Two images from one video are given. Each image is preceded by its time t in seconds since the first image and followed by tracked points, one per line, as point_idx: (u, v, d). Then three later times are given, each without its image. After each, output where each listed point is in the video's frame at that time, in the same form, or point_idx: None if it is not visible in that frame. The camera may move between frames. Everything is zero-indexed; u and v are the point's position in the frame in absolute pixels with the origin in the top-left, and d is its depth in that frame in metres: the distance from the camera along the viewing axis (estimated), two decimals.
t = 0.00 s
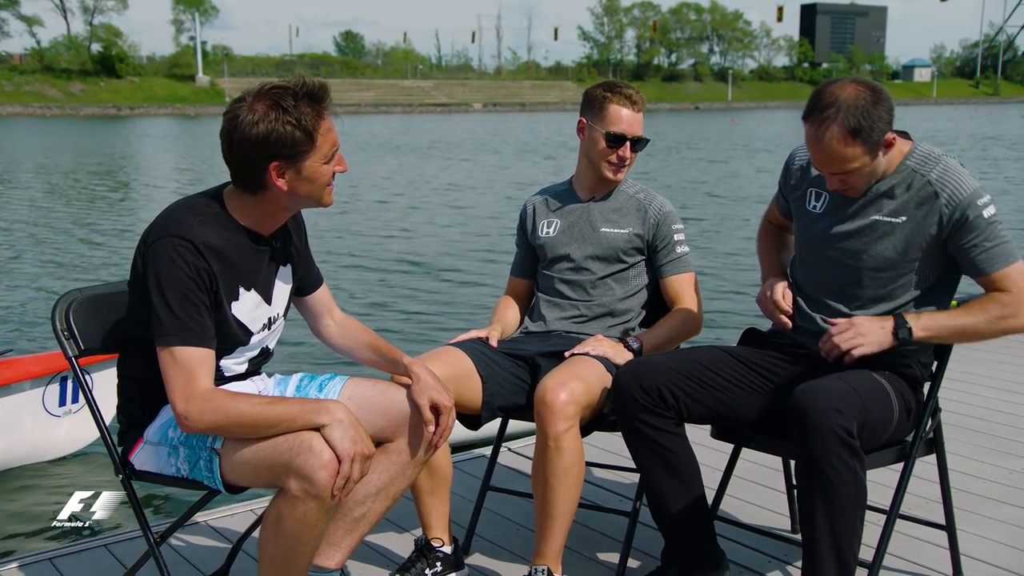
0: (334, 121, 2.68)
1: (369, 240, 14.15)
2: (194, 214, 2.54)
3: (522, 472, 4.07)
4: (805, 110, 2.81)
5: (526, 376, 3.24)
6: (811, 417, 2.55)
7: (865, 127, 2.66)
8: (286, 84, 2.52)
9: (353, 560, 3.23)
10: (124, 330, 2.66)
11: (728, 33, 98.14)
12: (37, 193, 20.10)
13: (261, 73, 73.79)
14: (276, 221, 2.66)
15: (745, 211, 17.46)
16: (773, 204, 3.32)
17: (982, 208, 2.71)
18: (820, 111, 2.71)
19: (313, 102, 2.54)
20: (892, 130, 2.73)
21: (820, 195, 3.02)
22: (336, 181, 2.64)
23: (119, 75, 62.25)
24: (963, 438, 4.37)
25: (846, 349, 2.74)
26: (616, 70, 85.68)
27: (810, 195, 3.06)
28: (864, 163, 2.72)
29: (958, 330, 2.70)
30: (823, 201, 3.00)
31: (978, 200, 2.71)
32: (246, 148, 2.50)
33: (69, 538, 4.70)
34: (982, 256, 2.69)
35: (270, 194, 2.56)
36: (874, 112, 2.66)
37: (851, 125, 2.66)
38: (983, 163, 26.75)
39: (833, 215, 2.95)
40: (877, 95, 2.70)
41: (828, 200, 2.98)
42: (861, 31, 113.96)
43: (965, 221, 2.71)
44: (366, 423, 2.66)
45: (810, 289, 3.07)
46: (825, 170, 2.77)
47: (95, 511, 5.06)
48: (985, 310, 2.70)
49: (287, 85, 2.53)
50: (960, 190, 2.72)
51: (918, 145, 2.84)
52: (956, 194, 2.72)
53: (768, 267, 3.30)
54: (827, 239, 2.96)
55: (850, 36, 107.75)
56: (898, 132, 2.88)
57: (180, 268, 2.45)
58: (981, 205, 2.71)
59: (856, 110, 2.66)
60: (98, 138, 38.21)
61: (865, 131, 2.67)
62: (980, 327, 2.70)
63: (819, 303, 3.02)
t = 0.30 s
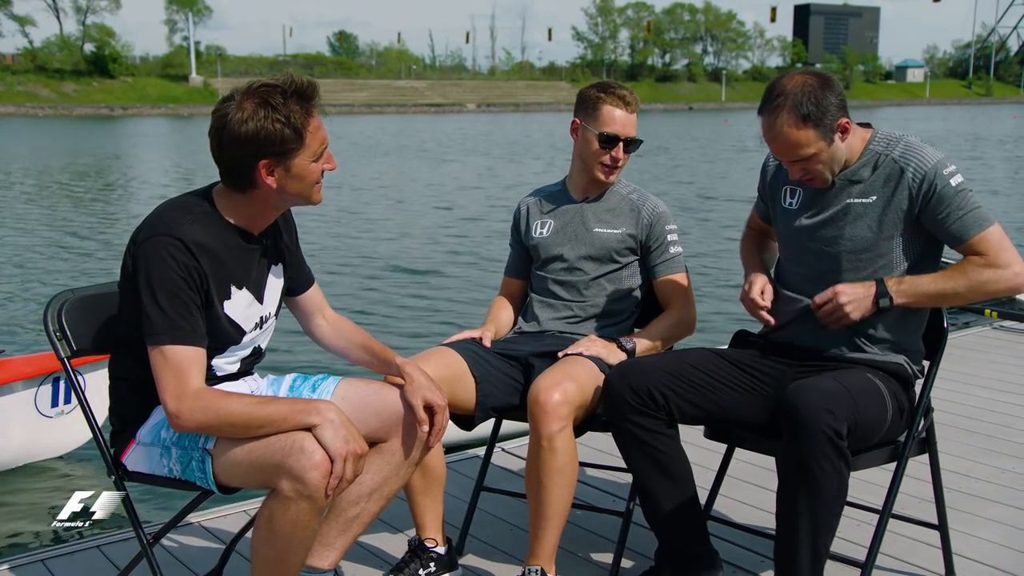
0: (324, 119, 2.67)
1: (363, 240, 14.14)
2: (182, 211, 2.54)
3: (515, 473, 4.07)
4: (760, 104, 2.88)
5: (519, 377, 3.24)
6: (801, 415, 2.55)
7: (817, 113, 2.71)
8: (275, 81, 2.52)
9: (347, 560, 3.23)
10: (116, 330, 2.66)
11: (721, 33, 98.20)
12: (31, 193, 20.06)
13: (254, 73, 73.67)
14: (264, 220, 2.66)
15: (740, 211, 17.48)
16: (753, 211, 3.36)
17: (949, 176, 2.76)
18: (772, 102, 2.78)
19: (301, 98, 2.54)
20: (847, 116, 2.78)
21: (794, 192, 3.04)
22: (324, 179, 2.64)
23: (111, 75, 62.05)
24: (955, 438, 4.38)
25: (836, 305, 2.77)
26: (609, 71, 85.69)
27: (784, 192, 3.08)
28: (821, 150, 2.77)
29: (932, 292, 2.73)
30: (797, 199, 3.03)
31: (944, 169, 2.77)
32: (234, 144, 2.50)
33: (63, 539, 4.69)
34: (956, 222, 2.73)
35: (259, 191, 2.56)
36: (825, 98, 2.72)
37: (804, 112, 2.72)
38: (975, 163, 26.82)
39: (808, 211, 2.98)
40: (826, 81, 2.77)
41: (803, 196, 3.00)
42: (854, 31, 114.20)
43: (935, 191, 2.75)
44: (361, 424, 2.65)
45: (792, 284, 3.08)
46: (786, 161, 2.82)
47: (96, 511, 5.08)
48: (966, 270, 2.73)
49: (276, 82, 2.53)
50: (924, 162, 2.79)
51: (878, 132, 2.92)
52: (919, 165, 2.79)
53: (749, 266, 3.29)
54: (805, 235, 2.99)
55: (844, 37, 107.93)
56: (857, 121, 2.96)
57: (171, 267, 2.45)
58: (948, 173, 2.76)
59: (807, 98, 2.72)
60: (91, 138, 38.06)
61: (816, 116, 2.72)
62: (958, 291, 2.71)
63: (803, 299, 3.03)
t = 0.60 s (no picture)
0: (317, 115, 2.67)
1: (358, 240, 14.13)
2: (175, 210, 2.54)
3: (510, 473, 4.07)
4: (746, 106, 2.87)
5: (514, 376, 3.24)
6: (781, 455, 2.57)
7: (803, 117, 2.71)
8: (268, 78, 2.52)
9: (342, 560, 3.23)
10: (110, 330, 2.65)
11: (717, 32, 98.17)
12: (25, 193, 20.01)
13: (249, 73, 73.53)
14: (256, 218, 2.65)
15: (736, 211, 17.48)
16: (738, 210, 3.34)
17: (939, 169, 2.77)
18: (758, 106, 2.77)
19: (291, 96, 2.54)
20: (833, 118, 2.77)
21: (784, 190, 3.05)
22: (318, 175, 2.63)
23: (106, 75, 61.97)
24: (951, 437, 4.38)
25: (830, 250, 2.77)
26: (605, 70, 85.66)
27: (774, 190, 3.09)
28: (807, 153, 2.76)
29: (933, 265, 2.72)
30: (788, 197, 3.04)
31: (934, 162, 2.77)
32: (228, 142, 2.49)
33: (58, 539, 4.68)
34: (951, 213, 2.75)
35: (254, 188, 2.56)
36: (811, 101, 2.71)
37: (789, 116, 2.71)
38: (970, 163, 26.84)
39: (799, 210, 2.99)
40: (812, 84, 2.76)
41: (793, 194, 3.01)
42: (850, 30, 114.32)
43: (927, 185, 2.76)
44: (357, 425, 2.65)
45: (781, 283, 3.09)
46: (774, 164, 2.81)
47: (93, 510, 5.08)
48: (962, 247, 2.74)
49: (269, 79, 2.53)
50: (914, 158, 2.79)
51: (867, 129, 2.91)
52: (909, 161, 2.79)
53: (733, 275, 3.30)
54: (797, 233, 3.00)
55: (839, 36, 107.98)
56: (845, 118, 2.95)
57: (166, 266, 2.45)
58: (938, 167, 2.77)
59: (793, 101, 2.71)
60: (86, 138, 38.03)
61: (802, 120, 2.71)
62: (956, 269, 2.73)
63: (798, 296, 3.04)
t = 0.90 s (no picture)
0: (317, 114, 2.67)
1: (358, 240, 14.14)
2: (175, 210, 2.54)
3: (510, 473, 4.07)
4: (746, 113, 2.86)
5: (514, 376, 3.24)
6: (785, 467, 2.56)
7: (807, 125, 2.70)
8: (267, 79, 2.52)
9: (342, 561, 3.23)
10: (110, 331, 2.65)
11: (717, 32, 98.15)
12: (25, 193, 20.02)
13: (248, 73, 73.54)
14: (256, 220, 2.66)
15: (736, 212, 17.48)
16: (731, 198, 3.34)
17: (939, 177, 2.75)
18: (759, 113, 2.76)
19: (291, 96, 2.54)
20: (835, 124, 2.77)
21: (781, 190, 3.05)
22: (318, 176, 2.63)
23: (106, 75, 62.02)
24: (951, 436, 4.38)
25: (828, 252, 2.77)
26: (605, 70, 85.68)
27: (770, 189, 3.09)
28: (811, 161, 2.76)
29: (928, 276, 2.72)
30: (784, 197, 3.04)
31: (934, 171, 2.76)
32: (228, 144, 2.49)
33: (59, 539, 4.69)
34: (948, 222, 2.74)
35: (254, 189, 2.56)
36: (815, 109, 2.71)
37: (793, 125, 2.70)
38: (969, 162, 26.83)
39: (795, 211, 3.00)
40: (815, 90, 2.75)
41: (790, 195, 3.01)
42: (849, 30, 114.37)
43: (925, 192, 2.75)
44: (355, 425, 2.66)
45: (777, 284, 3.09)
46: (776, 172, 2.81)
47: (94, 510, 5.07)
48: (956, 259, 2.73)
49: (268, 80, 2.53)
50: (915, 163, 2.78)
51: (868, 130, 2.90)
52: (910, 167, 2.78)
53: (731, 266, 3.28)
54: (794, 235, 3.01)
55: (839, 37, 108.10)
56: (846, 119, 2.94)
57: (166, 265, 2.45)
58: (938, 175, 2.76)
59: (797, 109, 2.70)
60: (86, 138, 38.03)
61: (804, 130, 2.71)
62: (950, 280, 2.72)
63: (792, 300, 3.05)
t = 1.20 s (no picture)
0: (317, 115, 2.67)
1: (358, 240, 14.14)
2: (177, 210, 2.54)
3: (510, 473, 4.07)
4: (767, 108, 2.84)
5: (514, 376, 3.24)
6: (785, 470, 2.56)
7: (829, 124, 2.69)
8: (269, 80, 2.52)
9: (342, 560, 3.23)
10: (110, 330, 2.65)
11: (717, 32, 98.05)
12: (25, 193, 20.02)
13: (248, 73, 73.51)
14: (258, 220, 2.65)
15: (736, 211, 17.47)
16: (730, 190, 3.31)
17: (952, 188, 2.74)
18: (782, 111, 2.74)
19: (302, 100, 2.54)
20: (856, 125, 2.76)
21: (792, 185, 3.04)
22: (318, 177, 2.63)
23: (106, 75, 62.02)
24: (950, 436, 4.38)
25: (842, 249, 2.75)
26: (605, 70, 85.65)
27: (781, 184, 3.08)
28: (828, 161, 2.75)
29: (924, 281, 2.72)
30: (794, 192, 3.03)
31: (948, 181, 2.75)
32: (231, 144, 2.49)
33: (60, 540, 4.68)
34: (956, 235, 2.73)
35: (256, 189, 2.56)
36: (839, 110, 2.69)
37: (816, 125, 2.69)
38: (970, 162, 26.80)
39: (804, 206, 2.99)
40: (839, 89, 2.73)
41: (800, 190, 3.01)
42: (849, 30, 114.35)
43: (935, 201, 2.75)
44: (355, 425, 2.66)
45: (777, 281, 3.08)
46: (791, 169, 2.80)
47: (95, 510, 5.07)
48: (957, 271, 2.72)
49: (270, 81, 2.52)
50: (931, 171, 2.76)
51: (888, 133, 2.88)
52: (926, 174, 2.76)
53: (728, 259, 3.28)
54: (801, 231, 3.00)
55: (839, 37, 108.02)
56: (866, 121, 2.92)
57: (166, 266, 2.45)
58: (952, 186, 2.74)
59: (820, 108, 2.68)
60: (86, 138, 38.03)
61: (827, 129, 2.69)
62: (947, 292, 2.72)
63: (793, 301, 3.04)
